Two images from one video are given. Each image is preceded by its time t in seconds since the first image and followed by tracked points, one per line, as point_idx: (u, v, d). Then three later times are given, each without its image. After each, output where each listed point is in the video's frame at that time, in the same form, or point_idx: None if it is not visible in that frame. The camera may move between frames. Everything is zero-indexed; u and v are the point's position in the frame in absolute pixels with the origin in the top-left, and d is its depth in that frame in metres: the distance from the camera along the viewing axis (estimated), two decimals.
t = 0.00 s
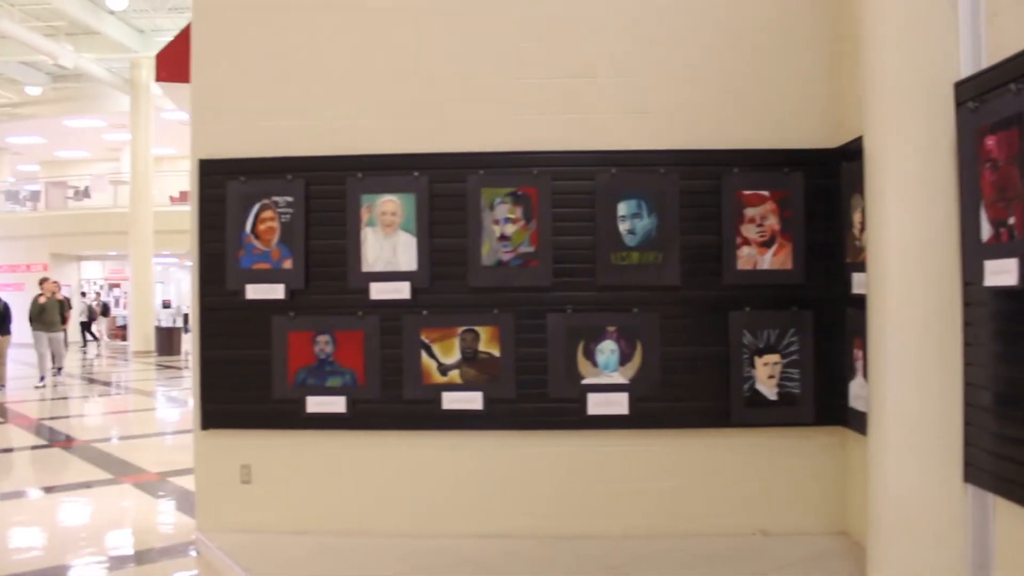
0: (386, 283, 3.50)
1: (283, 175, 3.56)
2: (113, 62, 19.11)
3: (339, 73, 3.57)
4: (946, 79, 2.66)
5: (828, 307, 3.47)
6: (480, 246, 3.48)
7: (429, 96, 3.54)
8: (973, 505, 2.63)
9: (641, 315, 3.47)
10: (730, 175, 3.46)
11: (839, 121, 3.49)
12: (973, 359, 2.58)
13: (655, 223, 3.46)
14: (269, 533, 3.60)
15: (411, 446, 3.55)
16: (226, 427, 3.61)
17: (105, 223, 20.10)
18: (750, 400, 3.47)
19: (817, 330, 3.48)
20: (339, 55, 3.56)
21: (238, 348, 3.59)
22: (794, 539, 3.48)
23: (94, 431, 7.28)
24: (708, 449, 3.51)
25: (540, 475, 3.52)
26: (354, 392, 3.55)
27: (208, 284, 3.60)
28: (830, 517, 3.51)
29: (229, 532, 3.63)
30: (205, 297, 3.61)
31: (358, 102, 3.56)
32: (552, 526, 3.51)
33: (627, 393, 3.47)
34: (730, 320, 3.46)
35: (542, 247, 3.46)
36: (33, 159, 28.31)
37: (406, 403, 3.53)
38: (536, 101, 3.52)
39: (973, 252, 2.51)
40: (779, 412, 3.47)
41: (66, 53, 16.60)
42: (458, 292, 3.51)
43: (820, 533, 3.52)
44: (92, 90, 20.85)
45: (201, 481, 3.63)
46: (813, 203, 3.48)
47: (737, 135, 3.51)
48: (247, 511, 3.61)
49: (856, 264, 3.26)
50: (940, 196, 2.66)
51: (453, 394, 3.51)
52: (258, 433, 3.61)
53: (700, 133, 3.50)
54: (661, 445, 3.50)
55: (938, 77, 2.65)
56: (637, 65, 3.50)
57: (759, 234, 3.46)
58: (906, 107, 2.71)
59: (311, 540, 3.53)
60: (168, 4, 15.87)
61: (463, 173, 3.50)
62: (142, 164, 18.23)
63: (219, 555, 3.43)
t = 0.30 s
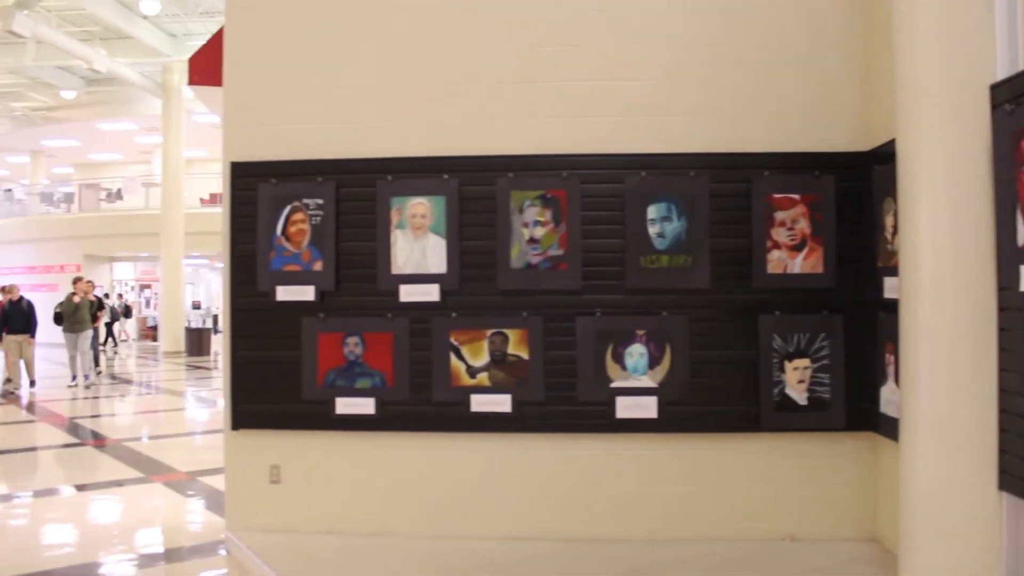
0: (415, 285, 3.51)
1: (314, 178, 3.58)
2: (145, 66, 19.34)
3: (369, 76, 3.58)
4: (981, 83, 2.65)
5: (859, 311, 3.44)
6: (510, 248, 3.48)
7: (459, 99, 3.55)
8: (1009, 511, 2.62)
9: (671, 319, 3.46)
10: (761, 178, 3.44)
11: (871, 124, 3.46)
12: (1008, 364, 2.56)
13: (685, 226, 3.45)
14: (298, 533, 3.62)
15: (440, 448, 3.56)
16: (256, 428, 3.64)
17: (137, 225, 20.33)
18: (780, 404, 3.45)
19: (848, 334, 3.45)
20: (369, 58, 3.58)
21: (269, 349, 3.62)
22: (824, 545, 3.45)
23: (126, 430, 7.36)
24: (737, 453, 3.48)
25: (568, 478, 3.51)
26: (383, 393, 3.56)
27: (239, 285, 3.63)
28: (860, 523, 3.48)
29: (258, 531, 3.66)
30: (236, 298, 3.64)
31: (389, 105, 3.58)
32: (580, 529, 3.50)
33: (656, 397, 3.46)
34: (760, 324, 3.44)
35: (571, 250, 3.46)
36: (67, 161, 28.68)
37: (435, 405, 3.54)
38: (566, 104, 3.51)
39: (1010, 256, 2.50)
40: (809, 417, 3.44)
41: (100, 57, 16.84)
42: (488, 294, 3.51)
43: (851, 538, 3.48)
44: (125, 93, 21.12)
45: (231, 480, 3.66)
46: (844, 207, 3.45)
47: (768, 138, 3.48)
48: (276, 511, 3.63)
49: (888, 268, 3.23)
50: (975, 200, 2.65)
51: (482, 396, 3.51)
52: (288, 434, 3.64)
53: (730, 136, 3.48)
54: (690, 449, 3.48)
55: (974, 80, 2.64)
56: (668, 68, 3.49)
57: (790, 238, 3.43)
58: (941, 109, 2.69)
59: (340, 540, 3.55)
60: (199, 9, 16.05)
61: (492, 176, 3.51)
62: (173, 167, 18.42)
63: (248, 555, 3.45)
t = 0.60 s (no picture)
0: (457, 283, 3.53)
1: (357, 177, 3.61)
2: (188, 67, 19.61)
3: (412, 75, 3.60)
4: None
5: (904, 310, 3.39)
6: (552, 247, 3.48)
7: (501, 97, 3.55)
8: None
9: (714, 318, 3.44)
10: (805, 176, 3.41)
11: (917, 121, 3.41)
12: None
13: (727, 224, 3.42)
14: (341, 529, 3.65)
15: (481, 445, 3.57)
16: (300, 425, 3.68)
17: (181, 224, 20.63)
18: (823, 404, 3.41)
19: (893, 334, 3.40)
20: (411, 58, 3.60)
21: (312, 347, 3.65)
22: (869, 547, 3.40)
23: (170, 426, 7.47)
24: (780, 454, 3.45)
25: (609, 478, 3.50)
26: (425, 391, 3.59)
27: (283, 283, 3.67)
28: (906, 525, 3.42)
29: (301, 527, 3.69)
30: (280, 296, 3.68)
31: (431, 104, 3.59)
32: (621, 528, 3.49)
33: (698, 396, 3.45)
34: (804, 323, 3.41)
35: (613, 249, 3.45)
36: (114, 161, 29.14)
37: (476, 404, 3.55)
38: (608, 102, 3.50)
39: None
40: (853, 418, 3.40)
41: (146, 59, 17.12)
42: (530, 292, 3.52)
43: (896, 541, 3.43)
44: (169, 94, 21.42)
45: (275, 476, 3.70)
46: (890, 205, 3.40)
47: (812, 135, 3.44)
48: (319, 507, 3.67)
49: (935, 267, 3.18)
50: None
51: (523, 394, 3.52)
52: (331, 431, 3.67)
53: (774, 133, 3.45)
54: (732, 449, 3.46)
55: None
56: (711, 65, 3.46)
57: (834, 236, 3.40)
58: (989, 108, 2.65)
59: (382, 537, 3.57)
60: (242, 10, 16.24)
61: (534, 175, 3.51)
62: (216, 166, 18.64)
63: (291, 550, 3.49)
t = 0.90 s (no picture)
0: (507, 285, 3.54)
1: (407, 179, 3.64)
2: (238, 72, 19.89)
3: (462, 78, 3.62)
4: None
5: (961, 312, 3.32)
6: (602, 249, 3.48)
7: (550, 99, 3.56)
8: None
9: (765, 319, 3.40)
10: (857, 176, 3.36)
11: (974, 119, 3.35)
12: None
13: (779, 225, 3.39)
14: (392, 529, 3.67)
15: (531, 447, 3.57)
16: (351, 426, 3.71)
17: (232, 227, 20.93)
18: (877, 407, 3.36)
19: (950, 335, 3.34)
20: (459, 60, 3.62)
21: (363, 348, 3.68)
22: (925, 553, 3.33)
23: (221, 426, 7.57)
24: (833, 457, 3.40)
25: (661, 480, 3.48)
26: (475, 392, 3.60)
27: (334, 286, 3.71)
28: (964, 532, 3.35)
29: (351, 526, 3.72)
30: (331, 298, 3.72)
31: (481, 107, 3.60)
32: (673, 531, 3.47)
33: (749, 398, 3.41)
34: (857, 325, 3.36)
35: (664, 250, 3.44)
36: (166, 166, 29.65)
37: (526, 405, 3.55)
38: (659, 102, 3.48)
39: None
40: (909, 422, 3.34)
41: (197, 65, 17.40)
42: (579, 294, 3.51)
43: (953, 547, 3.36)
44: (219, 99, 21.75)
45: (326, 476, 3.74)
46: (946, 204, 3.34)
47: (865, 134, 3.39)
48: (369, 507, 3.70)
49: (993, 267, 3.12)
50: None
51: (573, 396, 3.51)
52: (382, 432, 3.70)
53: (828, 132, 3.41)
54: (785, 452, 3.42)
55: None
56: (764, 63, 3.42)
57: (887, 236, 3.34)
58: None
59: (431, 538, 3.59)
60: (290, 15, 16.45)
61: (583, 176, 3.51)
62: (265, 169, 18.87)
63: (343, 549, 3.52)
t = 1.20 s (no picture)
0: (567, 279, 3.54)
1: (466, 175, 3.66)
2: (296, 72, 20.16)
3: (523, 73, 3.63)
4: None
5: None
6: (662, 242, 3.46)
7: (612, 93, 3.55)
8: None
9: (829, 311, 3.35)
10: (923, 164, 3.29)
11: None
12: None
13: (842, 215, 3.34)
14: (455, 523, 3.70)
15: (594, 440, 3.57)
16: (413, 420, 3.74)
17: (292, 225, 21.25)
18: (946, 400, 3.29)
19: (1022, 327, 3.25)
20: (517, 56, 3.63)
21: (425, 343, 3.72)
22: (997, 550, 3.25)
23: (283, 421, 7.70)
24: (899, 451, 3.34)
25: (727, 473, 3.45)
26: (536, 386, 3.61)
27: (395, 281, 3.75)
28: None
29: (414, 520, 3.76)
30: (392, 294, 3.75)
31: (555, 100, 3.60)
32: (738, 526, 3.44)
33: (813, 391, 3.37)
34: (924, 316, 3.29)
35: (724, 242, 3.41)
36: (225, 166, 30.15)
37: (587, 399, 3.56)
38: (721, 92, 3.45)
39: None
40: (979, 415, 3.27)
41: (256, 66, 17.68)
42: (639, 288, 3.50)
43: None
44: (278, 100, 22.08)
45: (389, 470, 3.78)
46: (1016, 192, 3.25)
47: (931, 122, 3.32)
48: (433, 501, 3.73)
49: None
50: None
51: (635, 389, 3.51)
52: (444, 426, 3.73)
53: (896, 119, 3.34)
54: (850, 446, 3.36)
55: None
56: (831, 51, 3.36)
57: (955, 226, 3.27)
58: None
59: (494, 531, 3.61)
60: (347, 14, 16.64)
61: (643, 169, 3.50)
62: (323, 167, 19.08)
63: (407, 544, 3.55)
